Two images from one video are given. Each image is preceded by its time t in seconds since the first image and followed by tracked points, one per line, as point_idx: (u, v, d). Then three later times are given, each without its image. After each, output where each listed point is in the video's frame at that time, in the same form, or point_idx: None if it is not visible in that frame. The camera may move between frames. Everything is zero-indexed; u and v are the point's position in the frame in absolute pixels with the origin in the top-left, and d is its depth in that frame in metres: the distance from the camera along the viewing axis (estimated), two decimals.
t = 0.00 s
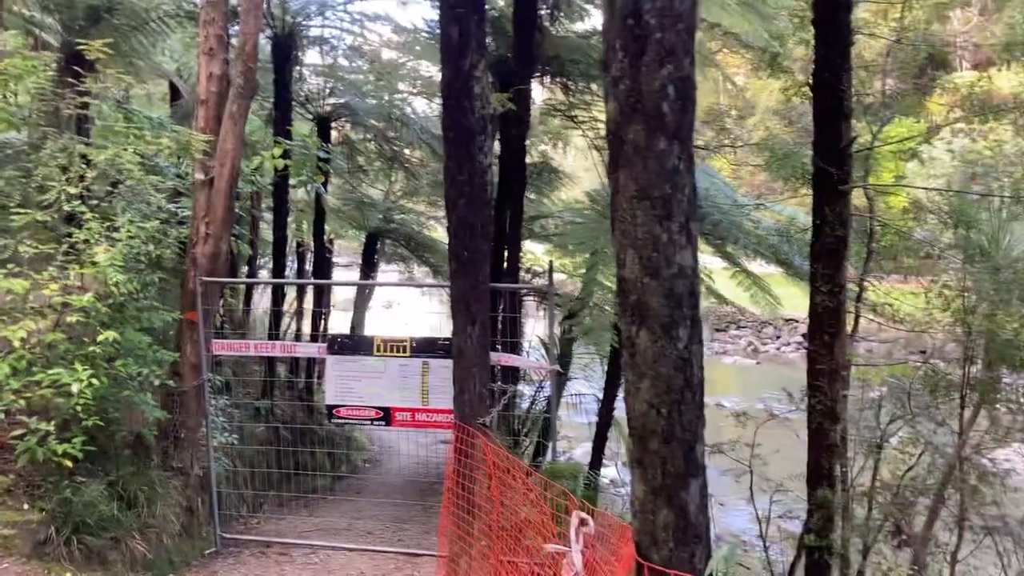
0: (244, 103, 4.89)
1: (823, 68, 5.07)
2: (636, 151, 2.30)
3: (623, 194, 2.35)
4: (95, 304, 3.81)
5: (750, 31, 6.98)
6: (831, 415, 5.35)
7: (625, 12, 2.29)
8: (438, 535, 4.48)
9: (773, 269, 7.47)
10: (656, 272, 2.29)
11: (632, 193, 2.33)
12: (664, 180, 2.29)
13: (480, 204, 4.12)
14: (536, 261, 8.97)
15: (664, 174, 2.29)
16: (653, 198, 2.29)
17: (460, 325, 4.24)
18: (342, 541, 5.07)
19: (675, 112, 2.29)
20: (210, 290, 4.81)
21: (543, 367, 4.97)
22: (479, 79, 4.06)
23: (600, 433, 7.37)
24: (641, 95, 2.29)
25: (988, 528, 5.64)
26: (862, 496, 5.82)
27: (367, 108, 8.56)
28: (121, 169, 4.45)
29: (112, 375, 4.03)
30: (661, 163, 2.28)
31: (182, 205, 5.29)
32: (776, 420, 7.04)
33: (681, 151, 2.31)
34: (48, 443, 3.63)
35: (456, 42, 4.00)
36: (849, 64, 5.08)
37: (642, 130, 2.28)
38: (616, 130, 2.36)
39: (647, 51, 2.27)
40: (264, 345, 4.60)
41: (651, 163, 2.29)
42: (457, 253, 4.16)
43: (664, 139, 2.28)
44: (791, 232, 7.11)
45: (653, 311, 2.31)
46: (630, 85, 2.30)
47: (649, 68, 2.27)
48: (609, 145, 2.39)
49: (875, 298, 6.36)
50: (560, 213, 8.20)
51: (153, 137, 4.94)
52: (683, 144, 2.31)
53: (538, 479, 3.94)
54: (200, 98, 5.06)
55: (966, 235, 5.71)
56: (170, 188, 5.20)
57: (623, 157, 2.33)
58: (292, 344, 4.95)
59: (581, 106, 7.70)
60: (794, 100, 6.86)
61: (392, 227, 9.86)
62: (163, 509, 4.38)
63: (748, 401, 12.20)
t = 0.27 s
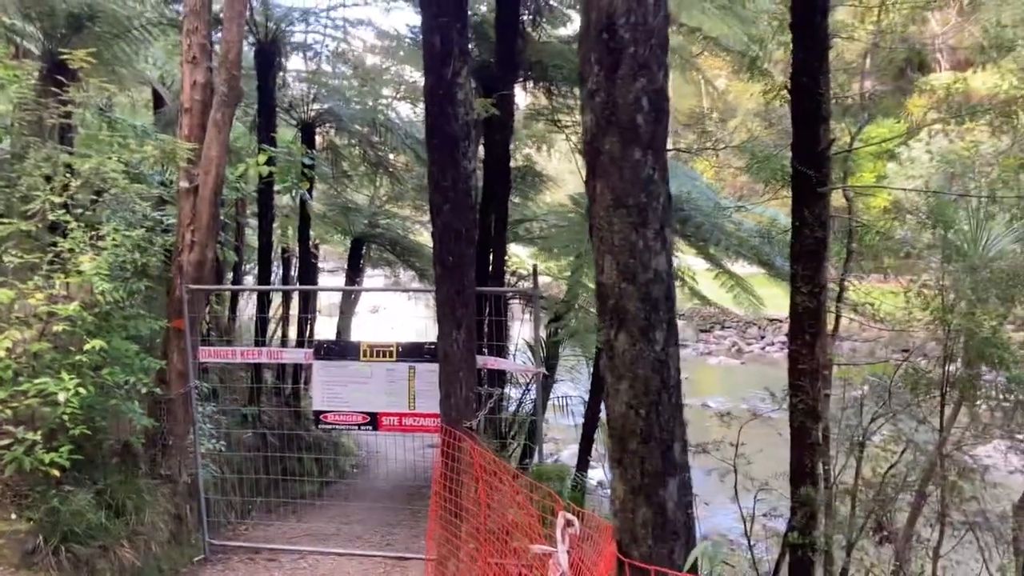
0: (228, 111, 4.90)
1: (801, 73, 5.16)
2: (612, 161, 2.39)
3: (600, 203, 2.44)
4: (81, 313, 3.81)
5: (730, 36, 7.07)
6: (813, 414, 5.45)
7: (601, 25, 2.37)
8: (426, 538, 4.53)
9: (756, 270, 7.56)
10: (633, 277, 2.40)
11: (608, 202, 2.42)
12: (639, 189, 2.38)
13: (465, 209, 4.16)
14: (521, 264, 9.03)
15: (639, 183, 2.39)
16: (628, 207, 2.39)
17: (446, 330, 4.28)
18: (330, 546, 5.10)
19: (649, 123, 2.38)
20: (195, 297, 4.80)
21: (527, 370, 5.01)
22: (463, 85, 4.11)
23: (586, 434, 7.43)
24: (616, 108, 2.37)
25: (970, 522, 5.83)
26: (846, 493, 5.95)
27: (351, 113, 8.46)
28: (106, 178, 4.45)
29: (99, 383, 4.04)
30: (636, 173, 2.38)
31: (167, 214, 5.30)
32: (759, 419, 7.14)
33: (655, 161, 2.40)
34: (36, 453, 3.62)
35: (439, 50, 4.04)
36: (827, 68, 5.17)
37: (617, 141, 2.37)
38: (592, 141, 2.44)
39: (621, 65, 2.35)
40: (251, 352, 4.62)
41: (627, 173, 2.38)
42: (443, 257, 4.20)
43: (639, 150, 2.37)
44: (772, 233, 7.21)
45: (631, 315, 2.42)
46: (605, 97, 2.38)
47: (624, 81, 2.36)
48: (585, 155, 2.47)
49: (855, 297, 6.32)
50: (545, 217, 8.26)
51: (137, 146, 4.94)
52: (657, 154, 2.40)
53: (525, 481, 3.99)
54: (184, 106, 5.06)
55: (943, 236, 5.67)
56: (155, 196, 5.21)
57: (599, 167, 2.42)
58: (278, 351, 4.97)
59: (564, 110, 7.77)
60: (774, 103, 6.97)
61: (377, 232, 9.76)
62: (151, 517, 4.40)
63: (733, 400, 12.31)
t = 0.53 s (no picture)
0: (208, 122, 4.89)
1: (776, 80, 5.25)
2: (581, 178, 2.55)
3: (572, 219, 2.61)
4: (62, 326, 3.87)
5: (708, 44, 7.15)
6: (793, 417, 5.51)
7: (569, 48, 2.55)
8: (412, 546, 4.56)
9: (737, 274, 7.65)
10: (604, 289, 2.57)
11: (579, 217, 2.59)
12: (607, 204, 2.55)
13: (445, 218, 4.21)
14: (505, 271, 9.09)
15: (607, 199, 2.55)
16: (597, 222, 2.55)
17: (428, 339, 4.31)
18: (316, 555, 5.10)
19: (615, 142, 2.56)
20: (178, 310, 4.83)
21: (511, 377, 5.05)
22: (442, 95, 4.16)
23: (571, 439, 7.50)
24: (585, 126, 2.54)
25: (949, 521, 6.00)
26: (829, 495, 6.04)
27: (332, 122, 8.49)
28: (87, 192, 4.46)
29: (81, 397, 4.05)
30: (605, 189, 2.55)
31: (149, 226, 5.32)
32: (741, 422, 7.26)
33: (622, 177, 2.57)
34: (18, 468, 3.64)
35: (418, 60, 4.09)
36: (801, 75, 5.26)
37: (586, 159, 2.55)
38: (563, 157, 2.61)
39: (589, 85, 2.52)
40: (234, 363, 4.65)
41: (596, 189, 2.55)
42: (425, 268, 4.23)
43: (607, 167, 2.54)
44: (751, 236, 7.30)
45: (602, 325, 2.58)
46: (574, 117, 2.55)
47: (592, 102, 2.53)
48: (557, 172, 2.64)
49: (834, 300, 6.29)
50: (528, 223, 8.33)
51: (119, 160, 4.97)
52: (624, 171, 2.57)
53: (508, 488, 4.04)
54: (164, 117, 5.07)
55: (919, 239, 5.78)
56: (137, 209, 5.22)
57: (570, 184, 2.59)
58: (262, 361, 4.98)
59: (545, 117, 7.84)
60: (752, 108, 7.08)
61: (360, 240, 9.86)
62: (136, 529, 4.40)
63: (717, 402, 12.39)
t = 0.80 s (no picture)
0: (190, 130, 4.93)
1: (755, 82, 5.30)
2: (547, 188, 2.55)
3: (539, 228, 2.58)
4: (44, 337, 3.83)
5: (691, 47, 7.22)
6: (776, 416, 5.54)
7: (534, 62, 2.57)
8: (397, 551, 4.56)
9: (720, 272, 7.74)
10: (571, 296, 2.52)
11: (546, 227, 2.56)
12: (573, 215, 2.52)
13: (427, 223, 4.28)
14: (490, 274, 9.10)
15: (573, 210, 2.53)
16: (564, 231, 2.52)
17: (411, 344, 4.33)
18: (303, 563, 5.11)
19: (581, 152, 2.55)
20: (161, 318, 4.84)
21: (496, 381, 5.09)
22: (423, 100, 4.20)
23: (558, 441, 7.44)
24: (550, 138, 2.54)
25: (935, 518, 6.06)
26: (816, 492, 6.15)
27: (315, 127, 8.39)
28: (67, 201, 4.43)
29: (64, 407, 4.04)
30: (571, 199, 2.53)
31: (131, 234, 5.29)
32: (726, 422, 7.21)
33: (588, 187, 2.56)
34: None
35: (399, 67, 4.12)
36: (780, 78, 5.31)
37: (553, 170, 2.54)
38: (530, 170, 2.61)
39: (554, 98, 2.54)
40: (218, 370, 4.69)
41: (562, 201, 2.53)
42: (407, 273, 4.27)
43: (573, 177, 2.53)
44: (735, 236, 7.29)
45: (570, 333, 2.53)
46: (539, 130, 2.56)
47: (556, 114, 2.54)
48: (524, 183, 2.63)
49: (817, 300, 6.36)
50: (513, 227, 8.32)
51: (99, 168, 4.94)
52: (590, 180, 2.56)
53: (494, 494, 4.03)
54: (145, 125, 5.05)
55: (900, 238, 5.71)
56: (118, 217, 5.20)
57: (538, 195, 2.58)
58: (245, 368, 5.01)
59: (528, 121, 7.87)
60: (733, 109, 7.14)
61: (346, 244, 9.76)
62: (122, 538, 4.36)
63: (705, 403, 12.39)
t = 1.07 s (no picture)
0: (175, 124, 4.92)
1: (735, 72, 5.35)
2: (517, 176, 2.77)
3: (511, 215, 2.82)
4: (31, 332, 3.88)
5: (673, 37, 7.26)
6: (758, 401, 5.65)
7: (502, 52, 2.78)
8: (386, 537, 4.65)
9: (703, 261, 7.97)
10: (540, 280, 2.79)
11: (517, 213, 2.80)
12: (542, 201, 2.75)
13: (410, 215, 4.31)
14: (477, 265, 9.16)
15: (542, 196, 2.76)
16: (533, 216, 2.76)
17: (397, 334, 4.39)
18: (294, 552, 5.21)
19: (548, 140, 2.77)
20: (148, 311, 4.87)
21: (483, 369, 5.14)
22: (405, 93, 4.24)
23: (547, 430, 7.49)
24: (518, 127, 2.76)
25: (919, 502, 6.02)
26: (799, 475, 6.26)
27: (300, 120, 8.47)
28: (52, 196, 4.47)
29: (53, 400, 4.10)
30: (539, 185, 2.75)
31: (117, 229, 5.32)
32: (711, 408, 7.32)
33: (556, 172, 2.78)
34: None
35: (380, 60, 4.16)
36: (760, 67, 5.38)
37: (521, 157, 2.76)
38: (500, 158, 2.83)
39: (522, 87, 2.75)
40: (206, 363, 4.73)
41: (531, 187, 2.76)
42: (392, 262, 4.33)
43: (540, 165, 2.75)
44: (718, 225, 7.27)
45: (540, 314, 2.80)
46: (508, 120, 2.78)
47: (524, 102, 2.75)
48: (495, 170, 2.86)
49: (800, 286, 6.65)
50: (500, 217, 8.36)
51: (86, 163, 4.98)
52: (558, 167, 2.78)
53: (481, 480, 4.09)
54: (130, 120, 5.06)
55: (879, 224, 5.78)
56: (105, 212, 5.22)
57: (508, 182, 2.81)
58: (233, 360, 5.02)
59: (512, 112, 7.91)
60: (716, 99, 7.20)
61: (333, 238, 9.92)
62: (112, 530, 4.44)
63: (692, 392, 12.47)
